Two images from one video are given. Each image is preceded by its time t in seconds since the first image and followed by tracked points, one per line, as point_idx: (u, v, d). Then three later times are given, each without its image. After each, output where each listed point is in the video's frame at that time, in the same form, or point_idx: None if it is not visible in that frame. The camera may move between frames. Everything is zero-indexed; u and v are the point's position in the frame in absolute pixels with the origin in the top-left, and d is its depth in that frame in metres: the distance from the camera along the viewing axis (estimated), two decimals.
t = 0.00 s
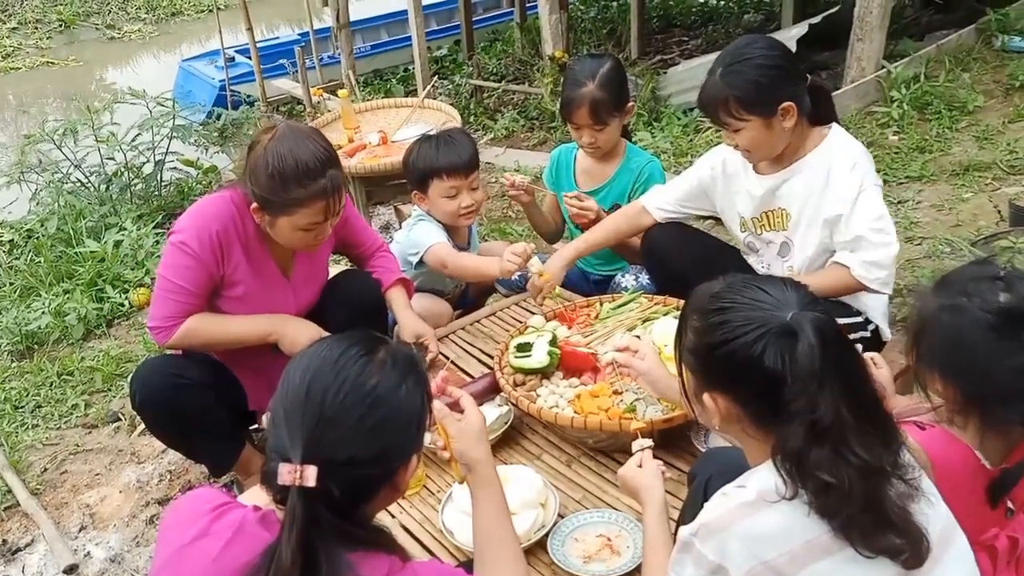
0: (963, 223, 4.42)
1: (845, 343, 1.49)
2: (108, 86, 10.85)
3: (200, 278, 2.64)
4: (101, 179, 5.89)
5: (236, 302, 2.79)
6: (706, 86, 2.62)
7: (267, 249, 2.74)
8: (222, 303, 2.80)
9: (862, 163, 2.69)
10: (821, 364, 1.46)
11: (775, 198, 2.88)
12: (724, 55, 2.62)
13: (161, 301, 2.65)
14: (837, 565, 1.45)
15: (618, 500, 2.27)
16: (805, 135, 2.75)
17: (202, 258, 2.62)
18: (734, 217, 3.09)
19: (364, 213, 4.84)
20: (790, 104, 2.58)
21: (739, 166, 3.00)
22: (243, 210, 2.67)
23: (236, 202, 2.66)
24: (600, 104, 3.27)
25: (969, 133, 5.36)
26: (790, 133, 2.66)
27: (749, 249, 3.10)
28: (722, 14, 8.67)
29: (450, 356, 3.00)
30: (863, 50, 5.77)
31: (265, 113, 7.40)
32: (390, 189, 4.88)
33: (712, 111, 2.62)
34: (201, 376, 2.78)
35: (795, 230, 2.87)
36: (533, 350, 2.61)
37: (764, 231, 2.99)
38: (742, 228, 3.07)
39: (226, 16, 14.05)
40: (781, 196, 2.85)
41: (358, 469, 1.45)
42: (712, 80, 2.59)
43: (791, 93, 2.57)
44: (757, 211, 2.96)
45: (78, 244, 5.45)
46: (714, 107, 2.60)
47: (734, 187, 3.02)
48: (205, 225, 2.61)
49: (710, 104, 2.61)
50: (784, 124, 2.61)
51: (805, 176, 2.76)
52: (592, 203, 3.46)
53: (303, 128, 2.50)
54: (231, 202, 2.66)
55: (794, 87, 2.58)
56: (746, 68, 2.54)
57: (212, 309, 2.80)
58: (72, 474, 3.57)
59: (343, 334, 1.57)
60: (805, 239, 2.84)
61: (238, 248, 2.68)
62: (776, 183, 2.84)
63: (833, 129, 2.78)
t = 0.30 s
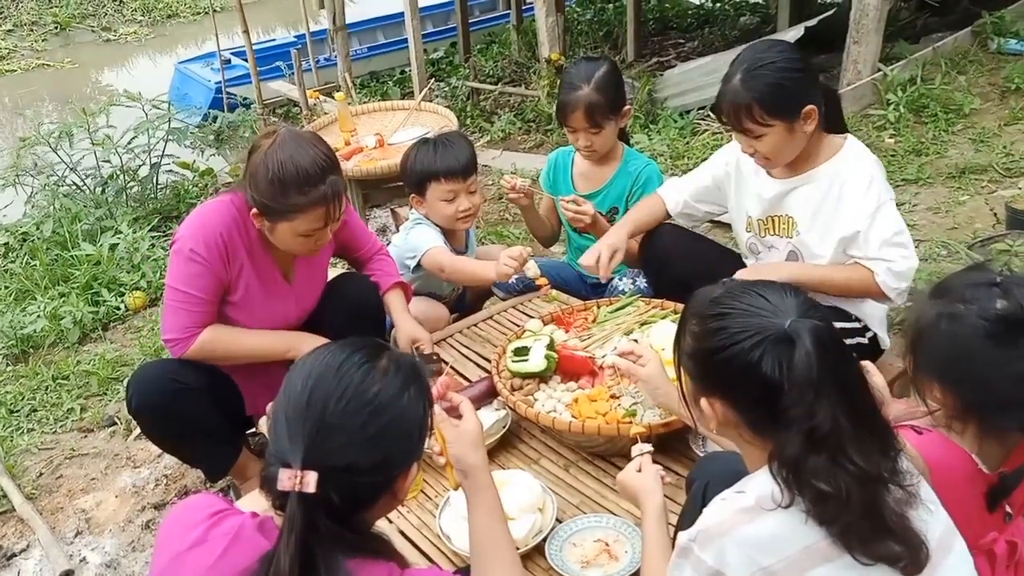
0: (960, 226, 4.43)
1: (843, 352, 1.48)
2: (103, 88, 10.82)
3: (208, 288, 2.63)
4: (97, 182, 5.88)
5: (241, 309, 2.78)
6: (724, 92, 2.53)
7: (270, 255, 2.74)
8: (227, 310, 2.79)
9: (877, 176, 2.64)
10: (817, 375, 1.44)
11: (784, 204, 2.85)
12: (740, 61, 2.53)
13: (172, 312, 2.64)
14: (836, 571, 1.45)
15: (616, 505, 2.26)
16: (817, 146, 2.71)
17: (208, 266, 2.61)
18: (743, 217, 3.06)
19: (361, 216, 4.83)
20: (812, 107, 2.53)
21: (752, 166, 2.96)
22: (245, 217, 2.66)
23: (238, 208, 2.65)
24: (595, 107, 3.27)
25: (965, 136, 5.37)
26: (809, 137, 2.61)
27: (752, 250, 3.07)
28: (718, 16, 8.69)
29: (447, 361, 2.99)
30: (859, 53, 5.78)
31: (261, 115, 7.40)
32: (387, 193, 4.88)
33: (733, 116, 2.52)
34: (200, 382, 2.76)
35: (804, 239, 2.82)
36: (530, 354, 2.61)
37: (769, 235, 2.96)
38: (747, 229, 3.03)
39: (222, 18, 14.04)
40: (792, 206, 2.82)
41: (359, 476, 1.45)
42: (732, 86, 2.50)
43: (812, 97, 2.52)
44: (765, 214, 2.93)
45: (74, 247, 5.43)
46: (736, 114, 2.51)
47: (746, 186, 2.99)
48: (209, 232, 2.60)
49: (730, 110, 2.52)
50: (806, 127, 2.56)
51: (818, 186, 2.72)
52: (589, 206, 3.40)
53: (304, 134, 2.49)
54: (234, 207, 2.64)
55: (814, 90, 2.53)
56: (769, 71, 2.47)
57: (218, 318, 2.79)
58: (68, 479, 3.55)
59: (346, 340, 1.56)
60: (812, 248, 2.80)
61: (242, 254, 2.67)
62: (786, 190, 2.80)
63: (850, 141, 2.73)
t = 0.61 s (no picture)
0: (955, 228, 4.44)
1: (799, 401, 1.45)
2: (98, 90, 10.80)
3: (199, 290, 2.63)
4: (92, 185, 5.87)
5: (232, 312, 2.78)
6: (746, 90, 2.49)
7: (259, 256, 2.73)
8: (219, 313, 2.78)
9: (894, 189, 2.63)
10: (761, 411, 1.45)
11: (795, 211, 2.84)
12: (767, 58, 2.50)
13: (163, 317, 2.64)
14: None
15: (613, 509, 2.26)
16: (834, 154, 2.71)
17: (200, 270, 2.60)
18: (750, 220, 3.04)
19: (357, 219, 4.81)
20: (833, 114, 2.50)
21: (764, 169, 2.94)
22: (232, 218, 2.64)
23: (227, 210, 2.64)
24: (591, 110, 3.26)
25: (961, 138, 5.38)
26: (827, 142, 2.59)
27: (756, 254, 3.05)
28: (713, 18, 8.71)
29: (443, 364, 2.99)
30: (854, 55, 5.78)
31: (257, 118, 7.38)
32: (382, 195, 4.87)
33: (754, 115, 2.49)
34: (194, 386, 2.75)
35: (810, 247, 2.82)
36: (527, 357, 2.60)
37: (775, 239, 2.94)
38: (754, 233, 3.02)
39: (217, 20, 14.03)
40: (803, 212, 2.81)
41: (354, 481, 1.44)
42: (755, 85, 2.46)
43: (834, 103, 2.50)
44: (774, 218, 2.91)
45: (69, 250, 5.41)
46: (757, 114, 2.48)
47: (756, 188, 2.98)
48: (199, 236, 2.58)
49: (750, 109, 2.49)
50: (825, 133, 2.53)
51: (834, 196, 2.71)
52: (585, 208, 3.38)
53: (283, 129, 2.48)
54: (222, 210, 2.64)
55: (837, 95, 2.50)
56: (793, 74, 2.43)
57: (210, 321, 2.79)
58: (63, 483, 3.54)
59: (341, 344, 1.55)
60: (819, 256, 2.80)
61: (233, 257, 2.67)
62: (800, 196, 2.79)
63: (868, 151, 2.72)
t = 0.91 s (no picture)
0: (947, 229, 4.45)
1: (794, 407, 1.45)
2: (91, 93, 10.77)
3: (177, 286, 2.62)
4: (84, 188, 5.85)
5: (212, 311, 2.77)
6: (751, 95, 2.48)
7: (243, 255, 2.72)
8: (198, 311, 2.77)
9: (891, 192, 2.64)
10: (755, 414, 1.45)
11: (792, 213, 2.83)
12: (770, 60, 2.49)
13: (136, 311, 2.64)
14: None
15: (605, 510, 2.26)
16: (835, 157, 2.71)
17: (176, 268, 2.60)
18: (744, 221, 3.04)
19: (350, 222, 4.80)
20: (837, 116, 2.52)
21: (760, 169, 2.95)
22: (216, 217, 2.64)
23: (213, 211, 2.64)
24: (583, 111, 3.27)
25: (952, 139, 5.40)
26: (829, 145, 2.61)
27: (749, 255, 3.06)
28: (706, 21, 8.72)
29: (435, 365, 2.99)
30: (846, 57, 5.80)
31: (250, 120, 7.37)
32: (374, 197, 4.87)
33: (760, 119, 2.49)
34: (186, 390, 2.75)
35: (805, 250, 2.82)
36: (520, 359, 2.60)
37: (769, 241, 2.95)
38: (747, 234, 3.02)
39: (210, 23, 14.01)
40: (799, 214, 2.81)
41: (342, 485, 1.44)
42: (760, 89, 2.45)
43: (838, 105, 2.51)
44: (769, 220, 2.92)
45: (61, 253, 5.39)
46: (763, 117, 2.47)
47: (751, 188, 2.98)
48: (179, 235, 2.58)
49: (757, 113, 2.47)
50: (830, 135, 2.55)
51: (832, 199, 2.71)
52: (578, 209, 3.38)
53: (268, 127, 2.48)
54: (208, 211, 2.63)
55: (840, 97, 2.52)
56: (799, 76, 2.43)
57: (189, 319, 2.78)
58: (54, 487, 3.53)
59: (329, 347, 1.55)
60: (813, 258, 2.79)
61: (213, 258, 2.66)
62: (797, 199, 2.79)
63: (866, 155, 2.72)
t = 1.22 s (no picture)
0: (934, 231, 4.47)
1: (815, 384, 1.47)
2: (80, 97, 10.74)
3: (167, 291, 2.61)
4: (73, 192, 5.84)
5: (202, 314, 2.75)
6: (737, 100, 2.48)
7: (231, 256, 2.71)
8: (189, 315, 2.76)
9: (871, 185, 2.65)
10: (782, 398, 1.44)
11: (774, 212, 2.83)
12: (754, 66, 2.50)
13: (128, 318, 2.62)
14: None
15: (593, 512, 2.26)
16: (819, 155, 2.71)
17: (166, 272, 2.59)
18: (732, 222, 3.05)
19: (341, 225, 4.79)
20: (823, 115, 2.55)
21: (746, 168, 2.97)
22: (202, 219, 2.63)
23: (199, 213, 2.64)
24: (571, 113, 3.28)
25: (939, 142, 5.43)
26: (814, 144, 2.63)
27: (736, 256, 3.06)
28: (696, 24, 8.75)
29: (423, 368, 2.99)
30: (833, 60, 5.83)
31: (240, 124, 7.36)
32: (364, 201, 4.86)
33: (747, 124, 2.49)
34: (171, 393, 2.74)
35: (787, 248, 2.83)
36: (508, 361, 2.61)
37: (755, 242, 2.96)
38: (735, 234, 3.03)
39: (200, 26, 13.99)
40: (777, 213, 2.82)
41: (327, 486, 1.44)
42: (746, 94, 2.46)
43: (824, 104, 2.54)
44: (756, 220, 2.93)
45: (50, 257, 5.37)
46: (751, 121, 2.48)
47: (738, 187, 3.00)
48: (167, 238, 2.57)
49: (744, 118, 2.48)
50: (816, 133, 2.58)
51: (809, 196, 2.72)
52: (567, 211, 3.38)
53: (251, 126, 2.48)
54: (194, 213, 2.63)
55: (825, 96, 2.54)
56: (783, 79, 2.44)
57: (179, 323, 2.76)
58: (43, 491, 3.51)
59: (313, 349, 1.55)
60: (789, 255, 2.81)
61: (202, 260, 2.65)
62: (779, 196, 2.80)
63: (850, 154, 2.73)
